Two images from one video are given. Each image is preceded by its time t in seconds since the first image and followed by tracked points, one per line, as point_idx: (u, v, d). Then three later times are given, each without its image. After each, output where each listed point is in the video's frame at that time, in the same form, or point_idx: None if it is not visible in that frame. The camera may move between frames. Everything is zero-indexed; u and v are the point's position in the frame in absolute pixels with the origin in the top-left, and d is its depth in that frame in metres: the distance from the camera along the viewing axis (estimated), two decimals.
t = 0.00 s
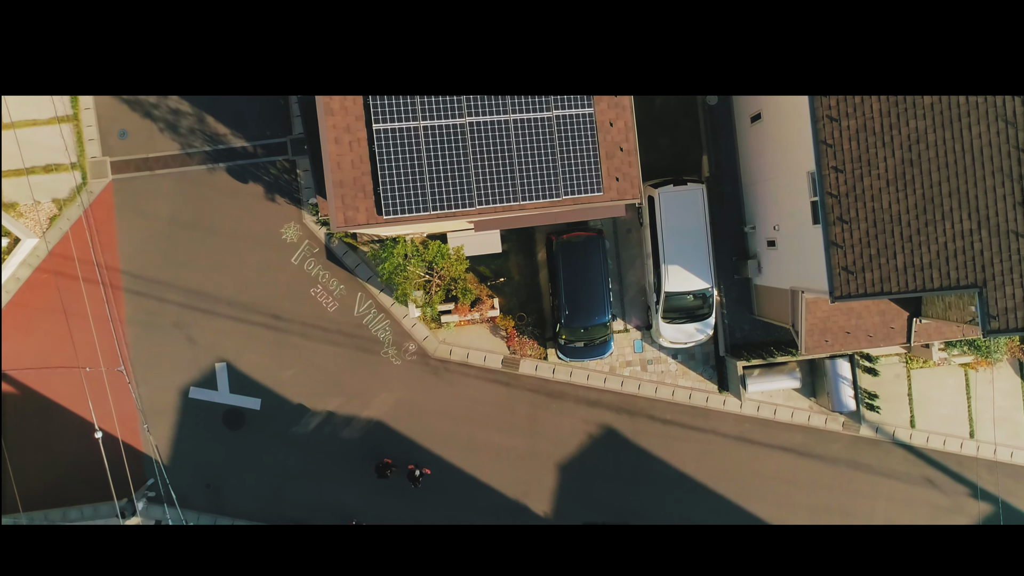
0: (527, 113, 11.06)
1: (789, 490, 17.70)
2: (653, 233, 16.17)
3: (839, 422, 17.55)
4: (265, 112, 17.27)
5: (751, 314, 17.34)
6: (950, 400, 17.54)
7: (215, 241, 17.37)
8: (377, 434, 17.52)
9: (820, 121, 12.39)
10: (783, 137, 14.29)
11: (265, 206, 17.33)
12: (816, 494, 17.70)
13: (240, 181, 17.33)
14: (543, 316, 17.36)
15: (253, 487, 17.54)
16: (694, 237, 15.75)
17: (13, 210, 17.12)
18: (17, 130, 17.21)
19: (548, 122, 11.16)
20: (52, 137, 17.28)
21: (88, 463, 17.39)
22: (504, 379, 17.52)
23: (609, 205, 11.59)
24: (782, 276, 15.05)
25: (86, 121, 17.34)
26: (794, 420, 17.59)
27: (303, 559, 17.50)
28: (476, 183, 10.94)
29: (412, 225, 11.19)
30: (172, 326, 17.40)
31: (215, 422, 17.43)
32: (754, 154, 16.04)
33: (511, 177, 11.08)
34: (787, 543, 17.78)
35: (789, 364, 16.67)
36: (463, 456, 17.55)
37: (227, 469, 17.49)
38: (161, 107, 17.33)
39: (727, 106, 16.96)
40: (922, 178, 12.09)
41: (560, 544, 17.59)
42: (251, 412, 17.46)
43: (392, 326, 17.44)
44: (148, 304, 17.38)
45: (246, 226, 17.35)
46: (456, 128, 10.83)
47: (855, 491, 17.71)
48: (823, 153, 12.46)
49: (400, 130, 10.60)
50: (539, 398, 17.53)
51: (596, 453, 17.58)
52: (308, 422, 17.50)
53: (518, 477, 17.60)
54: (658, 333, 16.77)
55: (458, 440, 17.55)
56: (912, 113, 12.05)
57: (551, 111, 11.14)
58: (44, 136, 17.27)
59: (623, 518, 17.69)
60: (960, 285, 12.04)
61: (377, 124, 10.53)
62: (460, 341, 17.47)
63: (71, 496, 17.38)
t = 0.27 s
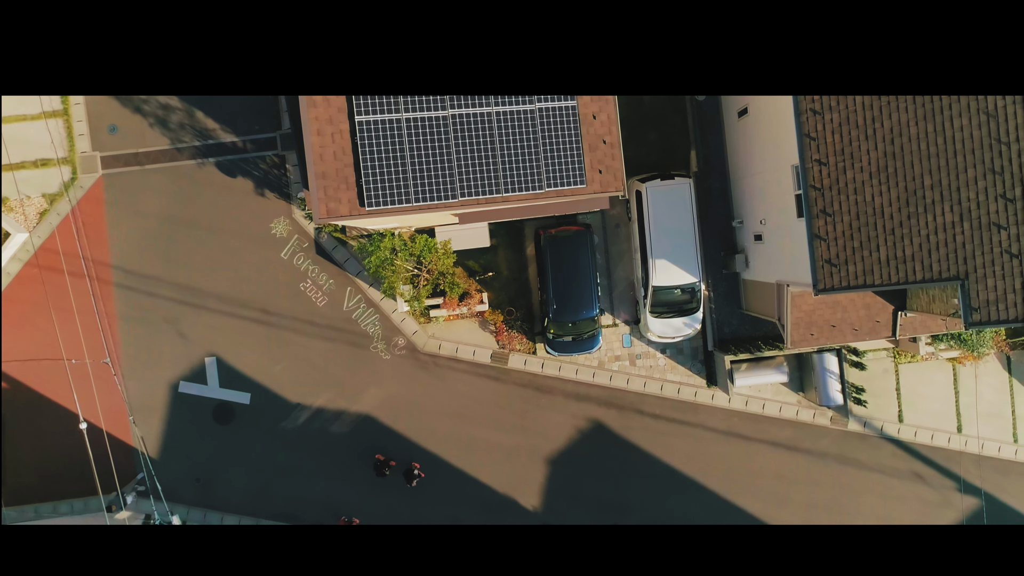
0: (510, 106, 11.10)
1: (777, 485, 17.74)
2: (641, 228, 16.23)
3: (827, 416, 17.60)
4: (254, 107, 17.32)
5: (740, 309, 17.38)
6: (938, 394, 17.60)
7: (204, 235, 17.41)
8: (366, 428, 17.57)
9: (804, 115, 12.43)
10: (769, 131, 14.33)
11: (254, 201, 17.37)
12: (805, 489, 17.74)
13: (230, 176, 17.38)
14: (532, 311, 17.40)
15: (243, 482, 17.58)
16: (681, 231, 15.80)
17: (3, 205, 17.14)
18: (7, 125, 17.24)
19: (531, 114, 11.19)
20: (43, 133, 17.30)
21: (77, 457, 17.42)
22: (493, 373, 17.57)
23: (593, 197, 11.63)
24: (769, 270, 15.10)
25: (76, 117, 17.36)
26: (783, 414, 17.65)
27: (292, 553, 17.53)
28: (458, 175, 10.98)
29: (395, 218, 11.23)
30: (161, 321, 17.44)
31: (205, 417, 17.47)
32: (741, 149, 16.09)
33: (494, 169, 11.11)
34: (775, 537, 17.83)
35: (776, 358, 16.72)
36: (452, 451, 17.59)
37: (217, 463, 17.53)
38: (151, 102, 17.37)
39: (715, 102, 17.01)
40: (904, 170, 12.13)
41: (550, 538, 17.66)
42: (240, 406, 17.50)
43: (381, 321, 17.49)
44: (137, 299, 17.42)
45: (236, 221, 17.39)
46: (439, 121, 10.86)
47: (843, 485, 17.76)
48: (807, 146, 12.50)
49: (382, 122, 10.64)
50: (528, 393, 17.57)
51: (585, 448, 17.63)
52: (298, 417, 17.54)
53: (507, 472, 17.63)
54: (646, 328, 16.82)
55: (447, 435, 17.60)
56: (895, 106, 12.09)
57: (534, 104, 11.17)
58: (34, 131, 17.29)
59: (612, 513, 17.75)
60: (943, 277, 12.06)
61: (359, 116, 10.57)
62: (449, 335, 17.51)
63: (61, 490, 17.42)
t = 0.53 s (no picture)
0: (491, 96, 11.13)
1: (765, 477, 17.80)
2: (627, 220, 16.29)
3: (814, 409, 17.65)
4: (243, 100, 17.37)
5: (726, 302, 17.44)
6: (924, 387, 17.64)
7: (193, 229, 17.46)
8: (355, 421, 17.63)
9: (785, 106, 12.47)
10: (753, 123, 14.37)
11: (243, 194, 17.42)
12: (792, 482, 17.79)
13: (218, 170, 17.43)
14: (519, 304, 17.46)
15: (231, 474, 17.64)
16: (667, 224, 15.86)
17: None
18: None
19: (512, 104, 11.23)
20: (31, 126, 17.34)
21: (66, 450, 17.48)
22: (481, 366, 17.63)
23: (574, 187, 11.68)
24: (753, 262, 15.16)
25: (65, 110, 17.40)
26: (770, 407, 17.71)
27: (280, 545, 17.59)
28: (438, 165, 11.04)
29: (376, 207, 11.31)
30: (150, 314, 17.50)
31: (193, 409, 17.54)
32: (727, 142, 16.14)
33: (474, 159, 11.17)
34: (763, 530, 17.88)
35: (763, 350, 16.77)
36: (440, 444, 17.65)
37: (205, 455, 17.59)
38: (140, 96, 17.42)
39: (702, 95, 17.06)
40: (885, 161, 12.18)
41: (537, 530, 17.74)
42: (229, 399, 17.56)
43: (369, 314, 17.54)
44: (126, 292, 17.48)
45: (225, 214, 17.44)
46: (420, 110, 10.91)
47: (830, 478, 17.79)
48: (789, 137, 12.53)
49: (362, 111, 10.68)
50: (515, 386, 17.63)
51: (572, 440, 17.69)
52: (286, 410, 17.60)
53: (494, 464, 17.69)
54: (633, 321, 16.88)
55: (435, 428, 17.66)
56: (877, 96, 12.11)
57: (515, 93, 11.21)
58: (24, 125, 17.33)
59: (600, 505, 17.80)
60: (923, 267, 12.12)
61: (339, 105, 10.62)
62: (436, 328, 17.57)
63: (49, 482, 17.48)
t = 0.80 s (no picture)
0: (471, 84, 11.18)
1: (752, 469, 17.83)
2: (613, 212, 16.35)
3: (801, 401, 17.68)
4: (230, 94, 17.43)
5: (713, 294, 17.49)
6: (911, 379, 17.68)
7: (181, 222, 17.52)
8: (343, 413, 17.68)
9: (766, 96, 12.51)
10: (736, 115, 14.43)
11: (231, 187, 17.48)
12: (779, 474, 17.81)
13: (206, 163, 17.49)
14: (506, 297, 17.50)
15: (220, 466, 17.68)
16: (652, 216, 15.92)
17: None
18: None
19: (492, 93, 11.29)
20: (20, 119, 17.39)
21: (55, 442, 17.52)
22: (469, 359, 17.68)
23: (554, 177, 11.74)
24: (737, 253, 15.21)
25: (53, 104, 17.46)
26: (757, 399, 17.75)
27: (267, 537, 17.62)
28: (418, 153, 11.11)
29: (356, 195, 11.39)
30: (138, 306, 17.55)
31: (182, 402, 17.59)
32: (712, 135, 16.20)
33: (454, 148, 11.23)
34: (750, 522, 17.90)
35: (749, 342, 16.82)
36: (428, 436, 17.70)
37: (194, 448, 17.64)
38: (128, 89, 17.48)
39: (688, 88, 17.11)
40: (865, 151, 12.24)
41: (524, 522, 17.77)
42: (217, 391, 17.61)
43: (357, 307, 17.59)
44: (114, 285, 17.53)
45: (213, 207, 17.50)
46: (399, 99, 10.97)
47: (817, 470, 17.80)
48: (769, 127, 12.60)
49: (342, 100, 10.76)
50: (503, 378, 17.68)
51: (560, 432, 17.73)
52: (274, 402, 17.65)
53: (482, 456, 17.73)
54: (619, 313, 16.92)
55: (422, 420, 17.70)
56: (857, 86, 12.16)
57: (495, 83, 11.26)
58: (12, 118, 17.40)
59: (587, 497, 17.84)
60: (902, 256, 12.17)
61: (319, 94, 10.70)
62: (424, 321, 17.62)
63: (38, 474, 17.54)
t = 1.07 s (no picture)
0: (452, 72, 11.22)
1: (739, 461, 17.88)
2: (599, 204, 16.40)
3: (788, 393, 17.74)
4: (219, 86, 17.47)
5: (700, 286, 17.54)
6: (898, 371, 17.73)
7: (170, 214, 17.57)
8: (331, 404, 17.73)
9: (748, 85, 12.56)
10: (721, 105, 14.49)
11: (219, 179, 17.53)
12: (766, 465, 17.87)
13: (195, 155, 17.54)
14: (494, 289, 17.55)
15: (208, 458, 17.74)
16: (638, 207, 15.97)
17: None
18: None
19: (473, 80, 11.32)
20: (9, 111, 17.43)
21: (43, 433, 17.56)
22: (457, 350, 17.73)
23: (535, 165, 11.79)
24: (722, 243, 15.27)
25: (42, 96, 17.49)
26: (744, 390, 17.81)
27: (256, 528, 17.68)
28: (399, 141, 11.16)
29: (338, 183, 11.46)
30: (127, 298, 17.60)
31: (171, 393, 17.64)
32: (698, 126, 16.25)
33: (434, 135, 11.28)
34: (737, 513, 17.95)
35: (735, 333, 16.87)
36: (416, 427, 17.76)
37: (182, 439, 17.70)
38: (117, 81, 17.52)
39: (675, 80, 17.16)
40: (846, 139, 12.29)
41: (512, 513, 17.82)
42: (206, 383, 17.66)
43: (345, 298, 17.65)
44: (103, 277, 17.59)
45: (201, 199, 17.55)
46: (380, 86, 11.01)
47: (804, 461, 17.84)
48: (751, 116, 12.64)
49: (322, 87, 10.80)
50: (490, 369, 17.73)
51: (547, 423, 17.79)
52: (263, 393, 17.70)
53: (470, 448, 17.79)
54: (606, 304, 16.97)
55: (410, 412, 17.76)
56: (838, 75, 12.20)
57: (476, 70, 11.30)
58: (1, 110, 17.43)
59: (575, 488, 17.89)
60: (883, 244, 12.23)
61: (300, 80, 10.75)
62: (412, 313, 17.67)
63: (27, 466, 17.58)
